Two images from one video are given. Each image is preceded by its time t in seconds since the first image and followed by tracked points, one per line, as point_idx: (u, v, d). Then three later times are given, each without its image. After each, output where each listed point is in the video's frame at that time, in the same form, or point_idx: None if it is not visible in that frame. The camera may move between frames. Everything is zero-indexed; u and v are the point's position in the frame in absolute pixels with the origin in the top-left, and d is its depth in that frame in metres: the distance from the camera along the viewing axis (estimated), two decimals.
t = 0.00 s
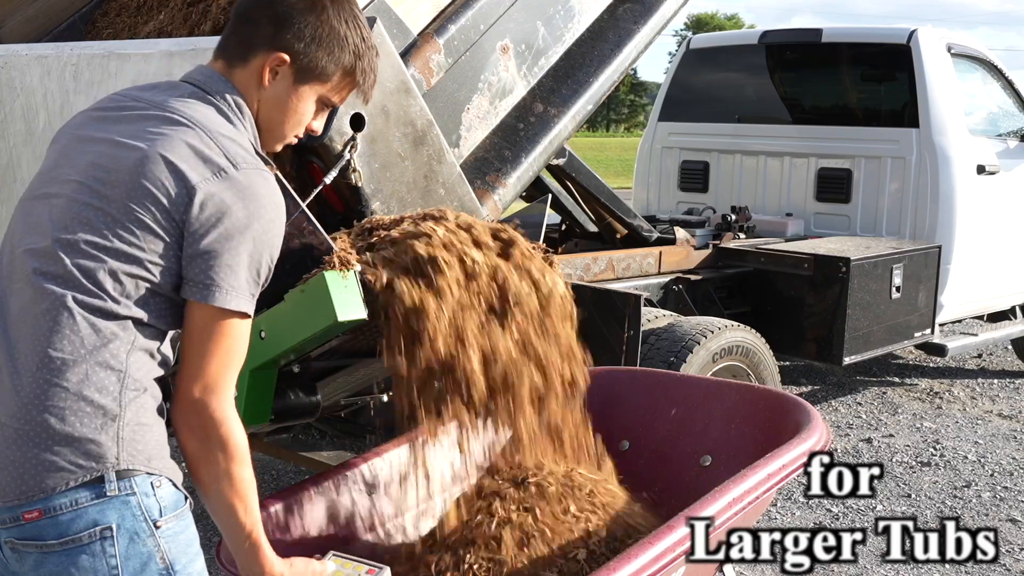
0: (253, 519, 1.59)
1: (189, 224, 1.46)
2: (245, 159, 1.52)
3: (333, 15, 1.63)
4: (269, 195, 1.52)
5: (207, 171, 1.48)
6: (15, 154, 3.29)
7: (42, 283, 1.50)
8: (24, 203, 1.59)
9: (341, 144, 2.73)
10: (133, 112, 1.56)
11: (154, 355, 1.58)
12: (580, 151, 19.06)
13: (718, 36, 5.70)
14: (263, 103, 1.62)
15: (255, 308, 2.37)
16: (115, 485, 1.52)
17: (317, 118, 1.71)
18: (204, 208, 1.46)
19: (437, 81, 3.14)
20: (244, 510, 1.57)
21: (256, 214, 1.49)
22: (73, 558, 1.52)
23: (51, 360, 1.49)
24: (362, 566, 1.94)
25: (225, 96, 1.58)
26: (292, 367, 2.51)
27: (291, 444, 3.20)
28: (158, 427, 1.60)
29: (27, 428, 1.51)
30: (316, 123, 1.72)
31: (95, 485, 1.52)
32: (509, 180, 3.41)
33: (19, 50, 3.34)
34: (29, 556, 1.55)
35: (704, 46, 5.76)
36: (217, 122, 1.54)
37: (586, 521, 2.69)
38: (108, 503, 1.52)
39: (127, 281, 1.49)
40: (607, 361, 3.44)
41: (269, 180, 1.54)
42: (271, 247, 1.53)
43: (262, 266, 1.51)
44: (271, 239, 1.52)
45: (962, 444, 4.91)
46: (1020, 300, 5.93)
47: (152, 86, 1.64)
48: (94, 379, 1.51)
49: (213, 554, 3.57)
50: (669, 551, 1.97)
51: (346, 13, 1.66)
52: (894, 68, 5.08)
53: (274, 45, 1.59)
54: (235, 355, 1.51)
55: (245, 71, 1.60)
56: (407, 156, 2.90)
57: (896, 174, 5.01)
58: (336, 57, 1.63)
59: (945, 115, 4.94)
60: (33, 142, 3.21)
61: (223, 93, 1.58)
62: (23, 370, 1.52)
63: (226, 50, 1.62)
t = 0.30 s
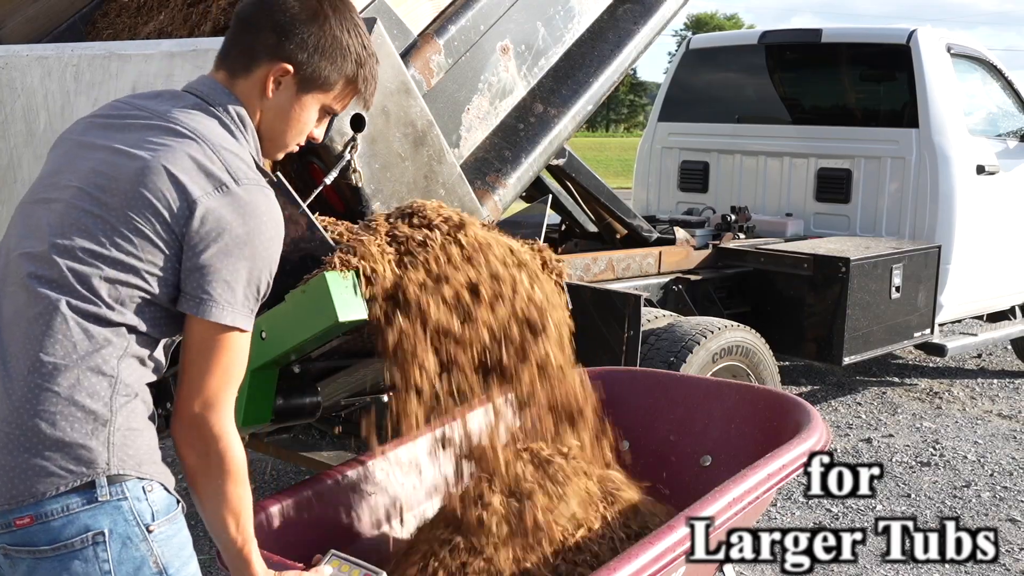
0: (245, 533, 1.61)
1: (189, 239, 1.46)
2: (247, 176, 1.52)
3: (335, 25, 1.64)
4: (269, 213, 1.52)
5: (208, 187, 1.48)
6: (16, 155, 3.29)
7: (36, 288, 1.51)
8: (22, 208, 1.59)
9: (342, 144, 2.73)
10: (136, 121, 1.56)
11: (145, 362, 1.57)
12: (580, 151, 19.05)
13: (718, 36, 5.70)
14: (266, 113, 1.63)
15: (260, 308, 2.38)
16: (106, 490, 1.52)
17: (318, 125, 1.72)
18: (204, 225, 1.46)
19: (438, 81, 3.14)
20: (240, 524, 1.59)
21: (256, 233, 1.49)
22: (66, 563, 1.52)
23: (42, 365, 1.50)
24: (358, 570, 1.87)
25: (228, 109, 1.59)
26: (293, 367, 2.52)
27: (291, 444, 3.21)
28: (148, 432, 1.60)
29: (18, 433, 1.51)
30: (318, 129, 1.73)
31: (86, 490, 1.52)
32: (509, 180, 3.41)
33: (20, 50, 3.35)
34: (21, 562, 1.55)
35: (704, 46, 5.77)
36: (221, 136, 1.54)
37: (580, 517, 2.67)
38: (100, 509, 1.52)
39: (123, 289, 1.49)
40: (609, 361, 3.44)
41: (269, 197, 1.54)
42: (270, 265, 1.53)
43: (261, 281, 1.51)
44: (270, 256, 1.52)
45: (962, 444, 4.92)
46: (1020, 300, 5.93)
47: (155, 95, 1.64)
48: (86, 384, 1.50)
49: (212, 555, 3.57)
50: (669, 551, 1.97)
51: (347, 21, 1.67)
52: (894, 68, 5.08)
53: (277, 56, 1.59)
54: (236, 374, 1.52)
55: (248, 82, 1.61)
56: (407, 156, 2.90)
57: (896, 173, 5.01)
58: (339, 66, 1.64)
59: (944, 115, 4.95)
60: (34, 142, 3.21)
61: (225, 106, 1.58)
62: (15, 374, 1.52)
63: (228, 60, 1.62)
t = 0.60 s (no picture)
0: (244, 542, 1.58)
1: (178, 258, 1.46)
2: (237, 192, 1.51)
3: (324, 39, 1.65)
4: (261, 228, 1.51)
5: (197, 205, 1.47)
6: (15, 155, 3.29)
7: (8, 300, 1.49)
8: (10, 222, 1.58)
9: (341, 144, 2.72)
10: (124, 135, 1.56)
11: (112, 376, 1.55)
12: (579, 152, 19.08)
13: (718, 36, 5.70)
14: (254, 128, 1.63)
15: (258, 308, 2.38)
16: (69, 504, 1.50)
17: (307, 138, 1.72)
18: (193, 244, 1.46)
19: (437, 81, 3.14)
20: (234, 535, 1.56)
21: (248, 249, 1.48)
22: None
23: (5, 376, 1.47)
24: (357, 559, 1.87)
25: (216, 123, 1.58)
26: (292, 367, 2.51)
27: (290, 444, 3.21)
28: (115, 443, 1.56)
29: None
30: (306, 143, 1.73)
31: (49, 505, 1.50)
32: (508, 180, 3.41)
33: (20, 50, 3.35)
34: None
35: (703, 46, 5.77)
36: (210, 152, 1.53)
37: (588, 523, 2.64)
38: (65, 524, 1.50)
39: (103, 305, 1.48)
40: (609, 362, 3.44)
41: (262, 213, 1.53)
42: (264, 280, 1.52)
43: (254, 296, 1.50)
44: (263, 272, 1.51)
45: (961, 444, 4.92)
46: (1018, 300, 5.93)
47: (143, 109, 1.63)
48: (47, 397, 1.48)
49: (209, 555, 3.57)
50: (668, 551, 1.97)
51: (337, 35, 1.68)
52: (893, 68, 5.08)
53: (266, 70, 1.59)
54: (215, 387, 1.49)
55: (236, 97, 1.60)
56: (407, 156, 2.90)
57: (894, 174, 5.01)
58: (328, 80, 1.64)
59: (943, 114, 4.95)
60: (33, 142, 3.21)
61: (213, 119, 1.58)
62: None
63: (216, 75, 1.62)
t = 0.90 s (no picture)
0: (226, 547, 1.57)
1: (162, 269, 1.45)
2: (224, 205, 1.50)
3: (318, 47, 1.65)
4: (247, 241, 1.51)
5: (183, 217, 1.47)
6: (12, 156, 3.30)
7: None
8: None
9: (338, 144, 2.72)
10: (115, 145, 1.56)
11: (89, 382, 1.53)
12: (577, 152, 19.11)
13: (716, 36, 5.70)
14: (248, 137, 1.62)
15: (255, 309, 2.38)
16: (40, 514, 1.50)
17: (300, 146, 1.72)
18: (177, 255, 1.45)
19: (434, 81, 3.14)
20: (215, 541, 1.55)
21: (232, 262, 1.47)
22: None
23: None
24: (345, 560, 1.88)
25: (208, 132, 1.58)
26: (290, 366, 2.51)
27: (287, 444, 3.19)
28: (92, 451, 1.56)
29: None
30: (299, 150, 1.73)
31: (21, 515, 1.49)
32: (506, 180, 3.40)
33: (17, 50, 3.35)
34: None
35: (701, 46, 5.76)
36: (198, 162, 1.53)
37: (584, 514, 2.49)
38: (36, 533, 1.50)
39: (84, 314, 1.48)
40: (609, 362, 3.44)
41: (249, 226, 1.53)
42: (250, 294, 1.51)
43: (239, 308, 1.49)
44: (249, 285, 1.50)
45: (959, 444, 4.92)
46: (1015, 300, 5.94)
47: (136, 118, 1.63)
48: (20, 405, 1.47)
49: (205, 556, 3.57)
50: (659, 555, 1.97)
51: (330, 43, 1.68)
52: (890, 68, 5.09)
53: (260, 79, 1.59)
54: (188, 396, 1.48)
55: (230, 107, 1.60)
56: (404, 156, 2.90)
57: (892, 174, 5.02)
58: (322, 88, 1.64)
59: (941, 114, 4.95)
60: (30, 142, 3.22)
61: (205, 129, 1.57)
62: None
63: (209, 85, 1.62)
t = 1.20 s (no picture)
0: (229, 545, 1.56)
1: (170, 260, 1.45)
2: (231, 193, 1.50)
3: (322, 37, 1.65)
4: (254, 231, 1.51)
5: (190, 205, 1.46)
6: (11, 155, 3.29)
7: None
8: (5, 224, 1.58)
9: (337, 144, 2.72)
10: (120, 138, 1.55)
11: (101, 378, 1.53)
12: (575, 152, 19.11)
13: (714, 36, 5.70)
14: (255, 128, 1.62)
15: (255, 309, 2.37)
16: (55, 510, 1.49)
17: (304, 136, 1.72)
18: (185, 245, 1.45)
19: (433, 81, 3.14)
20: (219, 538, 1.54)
21: (241, 252, 1.47)
22: None
23: None
24: (343, 558, 1.88)
25: (212, 124, 1.57)
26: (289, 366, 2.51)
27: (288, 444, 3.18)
28: (106, 448, 1.56)
29: None
30: (303, 141, 1.73)
31: (35, 510, 1.49)
32: (505, 180, 3.40)
33: (15, 50, 3.35)
34: None
35: (700, 46, 5.76)
36: (203, 153, 1.52)
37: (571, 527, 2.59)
38: (50, 529, 1.49)
39: (94, 307, 1.48)
40: (609, 361, 3.43)
41: (255, 217, 1.53)
42: (258, 285, 1.51)
43: (245, 300, 1.49)
44: (255, 276, 1.50)
45: (958, 444, 4.92)
46: (1014, 299, 5.94)
47: (141, 112, 1.63)
48: (35, 400, 1.47)
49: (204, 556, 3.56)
50: (658, 555, 1.97)
51: (333, 34, 1.69)
52: (889, 68, 5.09)
53: (265, 69, 1.59)
54: (198, 389, 1.47)
55: (237, 98, 1.60)
56: (403, 156, 2.90)
57: (891, 174, 5.02)
58: (327, 78, 1.65)
59: (940, 114, 4.95)
60: (29, 142, 3.21)
61: (210, 120, 1.57)
62: None
63: (213, 76, 1.61)
